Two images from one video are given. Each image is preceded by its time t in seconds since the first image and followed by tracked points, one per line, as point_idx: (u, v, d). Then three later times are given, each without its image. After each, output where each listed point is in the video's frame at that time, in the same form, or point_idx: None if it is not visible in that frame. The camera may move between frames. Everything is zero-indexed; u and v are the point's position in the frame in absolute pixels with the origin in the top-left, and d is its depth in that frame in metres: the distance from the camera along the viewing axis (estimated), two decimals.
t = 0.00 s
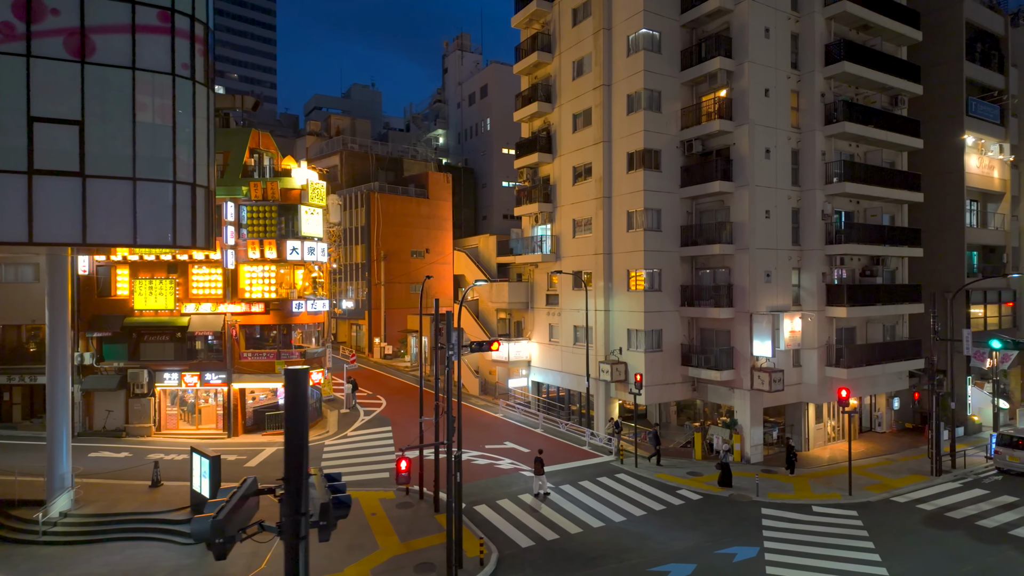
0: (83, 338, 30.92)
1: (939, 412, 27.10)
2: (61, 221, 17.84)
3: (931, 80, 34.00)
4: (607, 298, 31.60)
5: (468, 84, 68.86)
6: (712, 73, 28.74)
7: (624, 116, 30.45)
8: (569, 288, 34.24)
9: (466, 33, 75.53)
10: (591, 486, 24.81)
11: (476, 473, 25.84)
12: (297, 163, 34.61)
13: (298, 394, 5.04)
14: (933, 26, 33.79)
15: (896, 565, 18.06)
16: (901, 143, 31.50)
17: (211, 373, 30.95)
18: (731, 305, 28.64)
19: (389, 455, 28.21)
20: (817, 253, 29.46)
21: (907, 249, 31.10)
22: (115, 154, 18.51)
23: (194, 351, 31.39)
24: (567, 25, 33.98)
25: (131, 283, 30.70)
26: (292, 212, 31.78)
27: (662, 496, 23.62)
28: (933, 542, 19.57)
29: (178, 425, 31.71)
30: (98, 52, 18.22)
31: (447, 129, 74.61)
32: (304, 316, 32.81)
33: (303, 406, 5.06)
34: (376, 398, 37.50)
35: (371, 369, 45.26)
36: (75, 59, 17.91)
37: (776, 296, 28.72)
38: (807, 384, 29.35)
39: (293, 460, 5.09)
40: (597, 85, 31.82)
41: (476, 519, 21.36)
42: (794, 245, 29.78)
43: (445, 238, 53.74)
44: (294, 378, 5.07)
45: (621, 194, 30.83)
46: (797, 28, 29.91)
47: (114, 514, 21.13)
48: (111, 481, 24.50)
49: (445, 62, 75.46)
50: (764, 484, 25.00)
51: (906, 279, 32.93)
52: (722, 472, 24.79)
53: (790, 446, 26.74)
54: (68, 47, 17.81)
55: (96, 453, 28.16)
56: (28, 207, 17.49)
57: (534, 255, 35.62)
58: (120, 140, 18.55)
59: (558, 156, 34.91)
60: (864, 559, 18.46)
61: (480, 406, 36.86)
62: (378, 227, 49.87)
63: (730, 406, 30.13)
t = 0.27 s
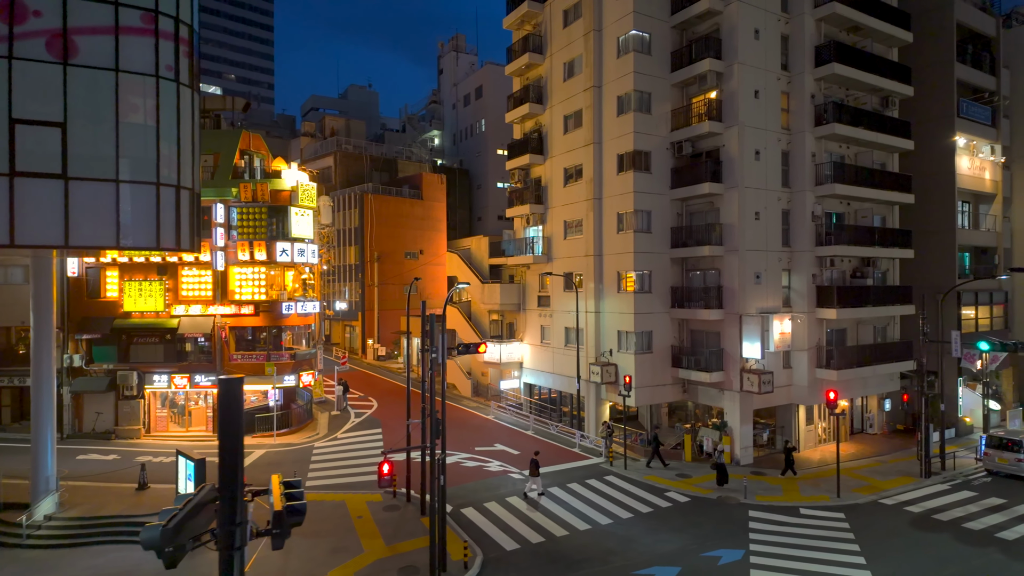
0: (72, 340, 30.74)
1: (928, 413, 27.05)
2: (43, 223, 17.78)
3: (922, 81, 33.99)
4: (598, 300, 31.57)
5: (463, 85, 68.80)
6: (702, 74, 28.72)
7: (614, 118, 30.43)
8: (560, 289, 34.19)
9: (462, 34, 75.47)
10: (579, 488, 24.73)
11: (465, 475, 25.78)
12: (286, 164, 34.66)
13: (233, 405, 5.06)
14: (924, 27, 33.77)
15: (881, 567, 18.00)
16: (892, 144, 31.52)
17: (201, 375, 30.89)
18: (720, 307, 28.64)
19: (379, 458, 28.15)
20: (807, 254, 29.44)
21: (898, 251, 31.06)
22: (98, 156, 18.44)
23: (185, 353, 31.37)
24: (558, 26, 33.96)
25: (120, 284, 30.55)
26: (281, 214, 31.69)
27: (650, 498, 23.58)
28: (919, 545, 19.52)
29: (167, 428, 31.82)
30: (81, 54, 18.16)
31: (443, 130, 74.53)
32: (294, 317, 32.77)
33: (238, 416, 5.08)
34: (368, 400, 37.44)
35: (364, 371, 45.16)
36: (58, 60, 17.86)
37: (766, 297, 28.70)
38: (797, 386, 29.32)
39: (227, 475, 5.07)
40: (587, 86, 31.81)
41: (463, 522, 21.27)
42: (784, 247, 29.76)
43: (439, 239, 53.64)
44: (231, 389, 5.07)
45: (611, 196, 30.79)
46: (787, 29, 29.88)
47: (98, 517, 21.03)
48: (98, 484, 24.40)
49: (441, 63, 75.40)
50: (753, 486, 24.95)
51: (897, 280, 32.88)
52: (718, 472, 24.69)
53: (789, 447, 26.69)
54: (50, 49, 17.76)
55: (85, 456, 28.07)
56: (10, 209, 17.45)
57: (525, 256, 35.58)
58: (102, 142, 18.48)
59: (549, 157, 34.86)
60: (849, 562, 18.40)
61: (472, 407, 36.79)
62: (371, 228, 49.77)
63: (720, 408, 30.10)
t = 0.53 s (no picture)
0: (58, 341, 30.70)
1: (913, 414, 27.14)
2: (21, 224, 17.64)
3: (908, 83, 34.13)
4: (586, 301, 31.58)
5: (456, 86, 68.78)
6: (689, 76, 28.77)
7: (602, 119, 30.47)
8: (549, 290, 34.20)
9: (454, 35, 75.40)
10: (565, 490, 24.69)
11: (451, 477, 25.73)
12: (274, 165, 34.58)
13: (167, 411, 5.10)
14: (911, 29, 33.91)
15: (862, 568, 18.03)
16: (878, 146, 31.63)
17: (188, 376, 30.80)
18: (707, 308, 28.74)
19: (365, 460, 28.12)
20: (794, 255, 29.52)
21: (884, 252, 31.16)
22: (77, 155, 18.34)
23: (172, 354, 31.22)
24: (546, 27, 34.00)
25: (106, 285, 30.41)
26: (268, 214, 31.58)
27: (635, 499, 23.59)
28: (901, 545, 19.56)
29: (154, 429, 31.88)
30: (60, 54, 18.08)
31: (436, 130, 74.50)
32: (281, 319, 32.67)
33: (174, 422, 5.12)
34: (357, 401, 37.39)
35: (355, 372, 45.13)
36: (37, 61, 17.76)
37: (752, 298, 28.76)
38: (784, 387, 29.36)
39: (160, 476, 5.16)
40: (576, 87, 31.85)
41: (447, 523, 21.22)
42: (770, 248, 29.84)
43: (431, 240, 53.61)
44: (164, 393, 5.14)
45: (599, 197, 30.83)
46: (774, 31, 29.97)
47: (80, 519, 20.94)
48: (81, 486, 24.25)
49: (434, 64, 75.33)
50: (737, 487, 24.97)
51: (884, 281, 32.99)
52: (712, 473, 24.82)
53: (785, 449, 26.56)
54: (29, 49, 17.65)
55: (69, 458, 27.92)
56: None
57: (515, 258, 35.60)
58: (81, 142, 18.39)
59: (538, 158, 34.89)
60: (831, 563, 18.42)
61: (461, 409, 36.77)
62: (362, 229, 49.69)
63: (707, 409, 30.15)
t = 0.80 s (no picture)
0: (47, 342, 30.62)
1: (902, 415, 27.13)
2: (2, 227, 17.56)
3: (899, 83, 34.13)
4: (576, 302, 31.56)
5: (451, 86, 68.73)
6: (678, 77, 28.74)
7: (592, 120, 30.44)
8: (539, 291, 34.17)
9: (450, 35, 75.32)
10: (553, 491, 24.61)
11: (439, 478, 25.68)
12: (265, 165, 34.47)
13: (98, 414, 5.26)
14: (902, 30, 33.90)
15: (846, 570, 18.00)
16: (868, 147, 31.61)
17: (177, 377, 30.63)
18: (696, 309, 28.73)
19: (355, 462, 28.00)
20: (783, 256, 29.50)
21: (874, 253, 31.14)
22: (59, 158, 18.30)
23: (161, 355, 31.07)
24: (537, 28, 33.96)
25: (95, 286, 30.38)
26: (258, 215, 31.52)
27: (622, 501, 23.55)
28: (886, 547, 19.54)
29: (143, 430, 31.78)
30: (42, 55, 18.01)
31: (431, 130, 74.43)
32: (271, 320, 32.59)
33: (105, 424, 5.29)
34: (347, 402, 37.37)
35: (347, 372, 45.12)
36: (17, 61, 17.68)
37: (742, 299, 28.74)
38: (774, 388, 29.34)
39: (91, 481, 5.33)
40: (566, 88, 31.82)
41: (432, 526, 21.12)
42: (760, 249, 29.81)
43: (425, 241, 53.55)
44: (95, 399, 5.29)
45: (589, 197, 30.79)
46: (764, 32, 29.95)
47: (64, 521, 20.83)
48: (67, 488, 24.13)
49: (429, 64, 75.26)
50: (724, 488, 24.94)
51: (875, 282, 32.97)
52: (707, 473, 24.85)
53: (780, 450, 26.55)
54: (10, 50, 17.57)
55: (57, 460, 27.80)
56: None
57: (506, 258, 35.56)
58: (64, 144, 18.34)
59: (529, 159, 34.85)
60: (815, 564, 18.39)
61: (453, 409, 36.74)
62: (355, 229, 49.61)
63: (697, 410, 30.11)
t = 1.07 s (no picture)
0: (20, 344, 29.99)
1: (877, 413, 27.42)
2: None
3: (877, 85, 34.48)
4: (557, 302, 31.58)
5: (436, 86, 68.56)
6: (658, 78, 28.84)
7: (573, 120, 30.50)
8: (521, 291, 34.18)
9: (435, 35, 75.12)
10: (530, 491, 24.60)
11: (418, 479, 25.59)
12: (244, 164, 34.27)
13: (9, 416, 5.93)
14: (880, 32, 34.26)
15: (819, 568, 18.13)
16: (846, 148, 31.90)
17: (154, 378, 30.27)
18: (676, 309, 28.86)
19: (332, 462, 27.95)
20: (761, 257, 29.73)
21: (851, 253, 31.44)
22: (27, 157, 18.02)
23: (138, 356, 30.76)
24: (519, 28, 33.97)
25: (69, 286, 29.95)
26: (236, 215, 31.26)
27: (600, 500, 23.60)
28: (858, 545, 19.73)
29: (120, 433, 31.35)
30: (9, 53, 17.73)
31: (416, 130, 74.21)
32: (250, 320, 32.42)
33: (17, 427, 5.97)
34: (328, 402, 37.23)
35: (329, 373, 44.93)
36: None
37: (720, 299, 28.92)
38: (752, 388, 29.56)
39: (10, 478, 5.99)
40: (547, 88, 31.85)
41: (408, 526, 21.03)
42: (738, 249, 30.00)
43: (409, 241, 53.40)
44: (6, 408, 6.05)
45: (570, 198, 30.83)
46: (743, 34, 30.13)
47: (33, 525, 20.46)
48: (38, 491, 23.72)
49: (415, 64, 75.01)
50: (701, 487, 25.07)
51: (853, 282, 33.29)
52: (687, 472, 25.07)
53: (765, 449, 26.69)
54: None
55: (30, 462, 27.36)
56: None
57: (488, 258, 35.53)
58: (32, 143, 18.10)
59: (511, 159, 34.84)
60: (788, 562, 18.52)
61: (434, 410, 36.67)
62: (338, 229, 49.36)
63: (677, 409, 30.24)
